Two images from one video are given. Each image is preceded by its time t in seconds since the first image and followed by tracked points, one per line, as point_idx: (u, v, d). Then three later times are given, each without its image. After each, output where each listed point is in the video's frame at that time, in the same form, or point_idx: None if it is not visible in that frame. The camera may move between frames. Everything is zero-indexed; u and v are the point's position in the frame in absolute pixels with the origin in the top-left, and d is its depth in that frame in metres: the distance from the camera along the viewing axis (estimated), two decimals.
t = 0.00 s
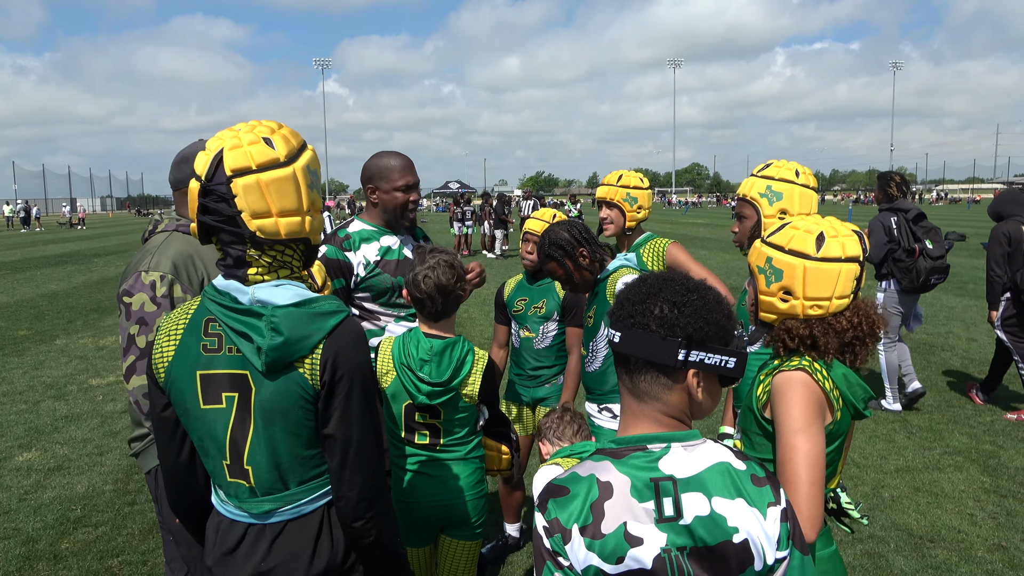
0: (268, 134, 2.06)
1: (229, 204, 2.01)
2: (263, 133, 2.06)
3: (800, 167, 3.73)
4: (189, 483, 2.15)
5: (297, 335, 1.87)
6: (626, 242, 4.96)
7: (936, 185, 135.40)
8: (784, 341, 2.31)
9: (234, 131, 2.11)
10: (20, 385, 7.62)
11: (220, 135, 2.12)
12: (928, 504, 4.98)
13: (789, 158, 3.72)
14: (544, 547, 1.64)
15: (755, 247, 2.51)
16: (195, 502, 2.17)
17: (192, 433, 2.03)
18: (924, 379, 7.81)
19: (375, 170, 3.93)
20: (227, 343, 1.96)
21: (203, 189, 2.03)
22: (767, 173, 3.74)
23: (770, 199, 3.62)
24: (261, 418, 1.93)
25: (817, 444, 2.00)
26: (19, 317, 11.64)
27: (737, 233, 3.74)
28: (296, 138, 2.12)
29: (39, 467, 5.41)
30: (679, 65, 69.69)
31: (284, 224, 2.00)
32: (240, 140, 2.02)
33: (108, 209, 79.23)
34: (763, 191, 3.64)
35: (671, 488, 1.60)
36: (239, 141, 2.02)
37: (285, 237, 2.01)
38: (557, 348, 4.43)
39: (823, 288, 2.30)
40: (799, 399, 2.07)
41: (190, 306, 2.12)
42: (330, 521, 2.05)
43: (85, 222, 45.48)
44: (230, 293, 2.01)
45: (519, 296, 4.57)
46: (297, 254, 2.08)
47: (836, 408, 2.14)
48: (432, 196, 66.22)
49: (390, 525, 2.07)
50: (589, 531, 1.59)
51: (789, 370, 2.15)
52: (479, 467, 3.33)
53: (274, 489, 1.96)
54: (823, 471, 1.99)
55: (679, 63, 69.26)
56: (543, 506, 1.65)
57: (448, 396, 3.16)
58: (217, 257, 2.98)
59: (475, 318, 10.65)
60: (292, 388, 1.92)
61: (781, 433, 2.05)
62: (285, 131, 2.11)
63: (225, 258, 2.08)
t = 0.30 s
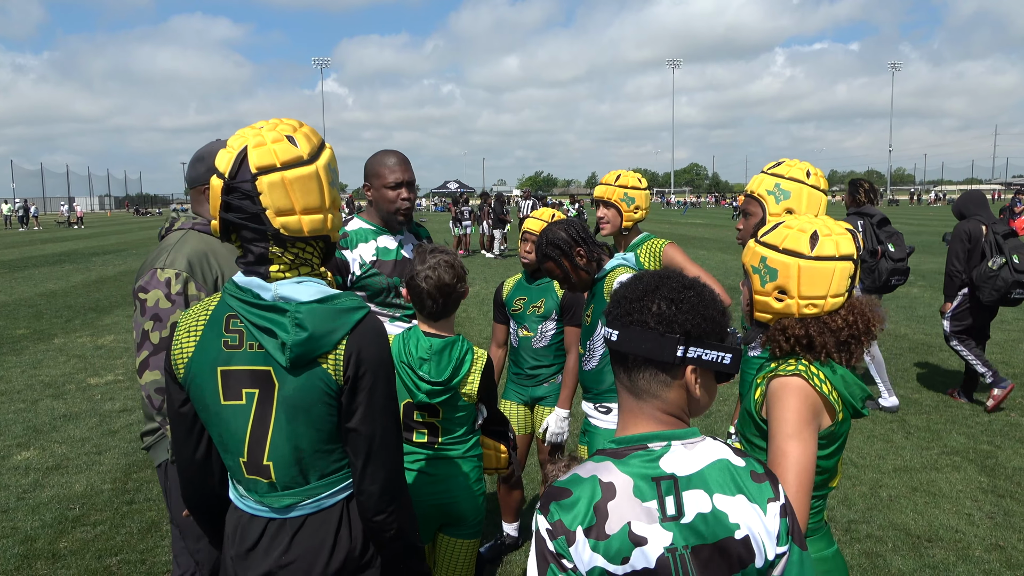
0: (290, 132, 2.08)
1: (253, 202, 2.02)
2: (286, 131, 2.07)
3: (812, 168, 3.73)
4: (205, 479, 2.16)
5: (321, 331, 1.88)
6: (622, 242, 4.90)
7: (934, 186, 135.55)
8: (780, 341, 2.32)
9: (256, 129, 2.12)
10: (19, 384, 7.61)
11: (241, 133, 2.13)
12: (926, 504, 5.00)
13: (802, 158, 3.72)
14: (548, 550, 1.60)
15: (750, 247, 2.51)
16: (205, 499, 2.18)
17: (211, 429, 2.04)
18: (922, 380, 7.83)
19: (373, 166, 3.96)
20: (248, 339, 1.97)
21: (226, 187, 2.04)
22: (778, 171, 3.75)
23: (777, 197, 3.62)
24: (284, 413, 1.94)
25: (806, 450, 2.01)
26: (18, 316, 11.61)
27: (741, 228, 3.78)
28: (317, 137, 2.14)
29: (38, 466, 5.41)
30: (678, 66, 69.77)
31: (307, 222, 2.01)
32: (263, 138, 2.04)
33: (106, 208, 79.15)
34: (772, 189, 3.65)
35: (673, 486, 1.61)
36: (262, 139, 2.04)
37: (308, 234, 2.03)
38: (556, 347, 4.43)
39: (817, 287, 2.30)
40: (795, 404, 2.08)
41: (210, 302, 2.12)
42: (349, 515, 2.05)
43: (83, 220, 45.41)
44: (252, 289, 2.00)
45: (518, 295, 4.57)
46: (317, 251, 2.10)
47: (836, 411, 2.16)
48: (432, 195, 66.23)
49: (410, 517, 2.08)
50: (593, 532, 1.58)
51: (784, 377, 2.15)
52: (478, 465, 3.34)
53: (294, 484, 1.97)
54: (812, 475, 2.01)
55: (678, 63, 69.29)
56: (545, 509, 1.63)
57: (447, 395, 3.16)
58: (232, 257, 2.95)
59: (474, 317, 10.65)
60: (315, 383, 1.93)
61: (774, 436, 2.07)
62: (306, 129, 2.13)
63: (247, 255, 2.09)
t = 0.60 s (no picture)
0: (300, 129, 2.09)
1: (266, 198, 2.03)
2: (297, 128, 2.09)
3: (802, 167, 3.70)
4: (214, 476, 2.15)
5: (337, 325, 1.88)
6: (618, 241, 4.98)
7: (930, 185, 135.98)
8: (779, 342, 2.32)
9: (266, 126, 2.12)
10: (13, 384, 7.58)
11: (251, 129, 2.13)
12: (921, 502, 5.01)
13: (791, 157, 3.71)
14: (569, 552, 1.55)
15: (744, 248, 2.51)
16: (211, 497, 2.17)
17: (222, 425, 2.03)
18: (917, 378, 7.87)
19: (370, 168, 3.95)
20: (261, 335, 1.96)
21: (238, 184, 2.05)
22: (770, 170, 3.75)
23: (765, 197, 3.64)
24: (299, 407, 1.94)
25: (780, 454, 2.09)
26: (11, 316, 11.57)
27: (734, 230, 3.78)
28: (328, 134, 2.15)
29: (31, 467, 5.38)
30: (675, 65, 69.82)
31: (320, 217, 2.02)
32: (275, 134, 2.04)
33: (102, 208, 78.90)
34: (760, 189, 3.67)
35: (695, 486, 1.61)
36: (274, 136, 2.05)
37: (320, 230, 2.04)
38: (550, 347, 4.43)
39: (814, 286, 2.31)
40: (778, 411, 2.11)
41: (220, 298, 2.10)
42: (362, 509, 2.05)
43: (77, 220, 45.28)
44: (264, 284, 2.00)
45: (513, 295, 4.58)
46: (327, 247, 2.11)
47: (827, 418, 2.16)
48: (428, 194, 66.19)
49: (424, 511, 2.08)
50: (616, 535, 1.56)
51: (775, 380, 2.17)
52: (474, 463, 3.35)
53: (307, 478, 1.96)
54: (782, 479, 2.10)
55: (674, 62, 69.35)
56: (565, 511, 1.58)
57: (441, 395, 3.16)
58: (235, 256, 2.92)
59: (469, 317, 10.65)
60: (331, 376, 1.93)
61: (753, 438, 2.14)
62: (316, 125, 2.14)
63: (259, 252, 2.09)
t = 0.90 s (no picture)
0: (305, 126, 2.12)
1: (271, 193, 2.03)
2: (302, 124, 2.11)
3: (796, 168, 3.74)
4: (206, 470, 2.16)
5: (343, 319, 1.90)
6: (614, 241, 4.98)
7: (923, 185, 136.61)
8: (774, 343, 2.33)
9: (271, 122, 2.14)
10: (6, 385, 7.56)
11: (256, 125, 2.14)
12: (915, 500, 5.04)
13: (787, 157, 3.74)
14: (605, 555, 1.52)
15: (738, 249, 2.52)
16: (205, 492, 2.17)
17: (220, 419, 2.03)
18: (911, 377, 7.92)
19: (367, 167, 3.95)
20: (265, 328, 1.96)
21: (244, 179, 2.04)
22: (765, 169, 3.77)
23: (758, 195, 3.65)
24: (301, 401, 1.94)
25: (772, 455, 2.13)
26: (4, 316, 11.52)
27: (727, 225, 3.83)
28: (332, 131, 2.18)
29: (24, 468, 5.36)
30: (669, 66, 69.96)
31: (324, 213, 2.03)
32: (280, 131, 2.07)
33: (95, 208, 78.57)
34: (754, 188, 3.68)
35: (723, 484, 1.64)
36: (279, 132, 2.07)
37: (325, 226, 2.05)
38: (544, 346, 4.44)
39: (811, 284, 2.31)
40: (767, 414, 2.15)
41: (222, 292, 2.10)
42: (359, 505, 2.05)
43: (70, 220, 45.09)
44: (269, 278, 2.00)
45: (507, 294, 4.59)
46: (329, 242, 2.13)
47: (815, 421, 2.19)
48: (423, 195, 66.16)
49: (425, 505, 2.10)
50: (654, 536, 1.56)
51: (764, 384, 2.20)
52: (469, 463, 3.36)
53: (306, 473, 1.97)
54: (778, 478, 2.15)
55: (669, 63, 69.50)
56: (598, 513, 1.54)
57: (435, 395, 3.18)
58: (228, 257, 2.92)
59: (464, 317, 10.67)
60: (334, 370, 1.93)
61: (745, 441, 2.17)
62: (320, 122, 2.17)
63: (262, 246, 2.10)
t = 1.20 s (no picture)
0: (301, 127, 2.11)
1: (266, 194, 2.03)
2: (298, 126, 2.11)
3: (784, 172, 3.74)
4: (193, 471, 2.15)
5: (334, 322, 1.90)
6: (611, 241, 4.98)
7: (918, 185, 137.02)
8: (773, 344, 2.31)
9: (267, 123, 2.13)
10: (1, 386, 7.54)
11: (252, 126, 2.14)
12: (911, 500, 5.06)
13: (774, 162, 3.74)
14: (637, 557, 1.51)
15: (735, 251, 2.52)
16: (192, 493, 2.18)
17: (210, 420, 2.02)
18: (906, 376, 7.95)
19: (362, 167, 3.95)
20: (256, 329, 1.96)
21: (238, 179, 2.05)
22: (754, 173, 3.78)
23: (749, 198, 3.68)
24: (290, 404, 1.93)
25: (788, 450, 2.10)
26: None
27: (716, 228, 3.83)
28: (328, 133, 2.17)
29: (19, 470, 5.34)
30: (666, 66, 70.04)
31: (318, 215, 2.03)
32: (276, 132, 2.06)
33: (91, 209, 78.31)
34: (744, 191, 3.70)
35: (748, 483, 1.65)
36: (275, 133, 2.06)
37: (318, 228, 2.04)
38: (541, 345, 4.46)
39: (809, 285, 2.31)
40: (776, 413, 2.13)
41: (214, 291, 2.10)
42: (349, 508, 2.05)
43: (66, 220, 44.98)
44: (261, 279, 2.00)
45: (504, 295, 4.58)
46: (323, 245, 2.12)
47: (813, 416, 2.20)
48: (420, 195, 66.14)
49: (413, 509, 2.09)
50: (683, 537, 1.56)
51: (768, 382, 2.20)
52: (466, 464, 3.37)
53: (296, 475, 1.97)
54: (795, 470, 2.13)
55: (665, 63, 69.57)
56: (627, 515, 1.54)
57: (431, 396, 3.16)
58: (219, 258, 2.93)
59: (460, 317, 10.68)
60: (324, 372, 1.93)
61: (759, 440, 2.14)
62: (316, 124, 2.16)
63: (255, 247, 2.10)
